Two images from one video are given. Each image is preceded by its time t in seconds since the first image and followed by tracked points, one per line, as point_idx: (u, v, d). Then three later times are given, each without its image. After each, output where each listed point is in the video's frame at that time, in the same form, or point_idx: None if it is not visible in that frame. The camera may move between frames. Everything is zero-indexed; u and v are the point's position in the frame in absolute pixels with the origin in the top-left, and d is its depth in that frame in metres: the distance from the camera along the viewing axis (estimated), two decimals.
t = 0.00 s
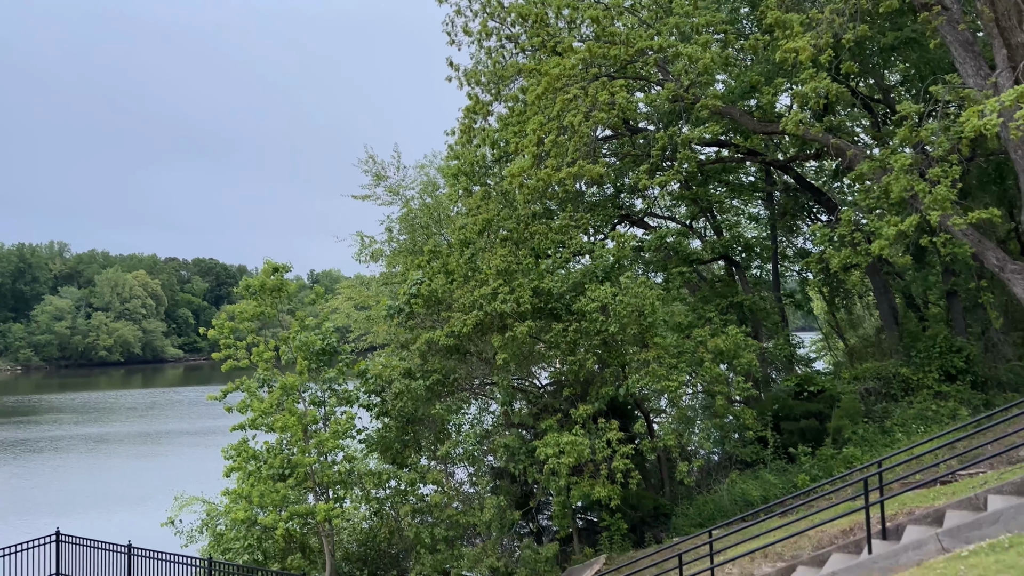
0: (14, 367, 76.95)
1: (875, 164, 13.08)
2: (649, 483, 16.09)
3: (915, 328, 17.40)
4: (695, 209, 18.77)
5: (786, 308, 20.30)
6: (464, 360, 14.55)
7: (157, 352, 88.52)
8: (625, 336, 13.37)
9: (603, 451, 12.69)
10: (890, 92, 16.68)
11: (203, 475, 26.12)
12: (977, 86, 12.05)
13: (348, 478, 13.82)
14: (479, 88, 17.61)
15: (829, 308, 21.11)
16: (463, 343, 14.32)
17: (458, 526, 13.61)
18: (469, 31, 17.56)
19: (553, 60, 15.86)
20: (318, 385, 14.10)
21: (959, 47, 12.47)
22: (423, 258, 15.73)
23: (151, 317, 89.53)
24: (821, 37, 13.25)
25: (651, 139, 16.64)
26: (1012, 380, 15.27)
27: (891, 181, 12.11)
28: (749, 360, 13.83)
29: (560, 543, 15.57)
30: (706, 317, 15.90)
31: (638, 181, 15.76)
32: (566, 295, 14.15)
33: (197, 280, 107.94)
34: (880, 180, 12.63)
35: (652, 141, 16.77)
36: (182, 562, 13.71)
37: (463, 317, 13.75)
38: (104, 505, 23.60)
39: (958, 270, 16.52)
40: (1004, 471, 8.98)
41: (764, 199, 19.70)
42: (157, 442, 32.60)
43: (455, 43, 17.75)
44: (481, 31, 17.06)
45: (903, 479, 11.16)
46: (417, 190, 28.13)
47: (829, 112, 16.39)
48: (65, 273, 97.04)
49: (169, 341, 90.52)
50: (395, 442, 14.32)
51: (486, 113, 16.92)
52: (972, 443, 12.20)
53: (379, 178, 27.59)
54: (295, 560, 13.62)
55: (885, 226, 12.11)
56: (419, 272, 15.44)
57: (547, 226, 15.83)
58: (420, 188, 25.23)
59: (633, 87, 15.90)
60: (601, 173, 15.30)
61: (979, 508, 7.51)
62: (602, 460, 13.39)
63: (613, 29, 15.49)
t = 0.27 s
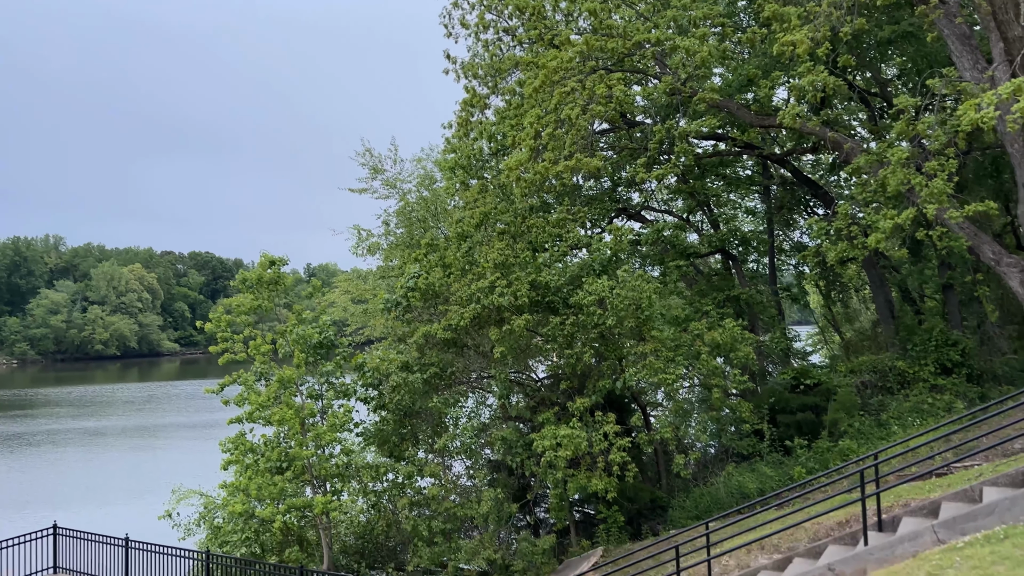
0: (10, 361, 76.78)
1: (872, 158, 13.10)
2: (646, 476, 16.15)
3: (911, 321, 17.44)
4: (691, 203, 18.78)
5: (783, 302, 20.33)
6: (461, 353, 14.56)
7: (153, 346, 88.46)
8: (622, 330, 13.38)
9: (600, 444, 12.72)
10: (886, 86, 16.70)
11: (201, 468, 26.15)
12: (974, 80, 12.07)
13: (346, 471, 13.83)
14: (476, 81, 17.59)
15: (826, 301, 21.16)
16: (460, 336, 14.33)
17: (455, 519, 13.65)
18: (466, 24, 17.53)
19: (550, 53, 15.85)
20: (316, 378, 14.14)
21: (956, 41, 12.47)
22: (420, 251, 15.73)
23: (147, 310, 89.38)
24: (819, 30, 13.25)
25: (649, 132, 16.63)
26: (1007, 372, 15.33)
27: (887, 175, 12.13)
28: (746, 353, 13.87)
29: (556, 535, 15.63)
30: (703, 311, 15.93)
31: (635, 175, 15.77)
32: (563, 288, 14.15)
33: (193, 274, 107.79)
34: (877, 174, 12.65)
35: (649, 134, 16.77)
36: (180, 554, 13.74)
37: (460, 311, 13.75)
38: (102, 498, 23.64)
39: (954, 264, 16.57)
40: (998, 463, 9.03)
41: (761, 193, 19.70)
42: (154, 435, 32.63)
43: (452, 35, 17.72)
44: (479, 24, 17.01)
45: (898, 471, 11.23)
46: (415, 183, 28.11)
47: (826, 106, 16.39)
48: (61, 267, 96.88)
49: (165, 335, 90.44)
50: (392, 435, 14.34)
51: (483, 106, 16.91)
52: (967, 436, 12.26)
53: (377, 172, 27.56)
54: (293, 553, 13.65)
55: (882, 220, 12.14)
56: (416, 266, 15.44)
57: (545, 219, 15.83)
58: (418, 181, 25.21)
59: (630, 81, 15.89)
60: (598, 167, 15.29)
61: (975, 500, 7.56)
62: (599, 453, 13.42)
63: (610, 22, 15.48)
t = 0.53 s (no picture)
0: (6, 356, 76.60)
1: (869, 153, 13.11)
2: (643, 470, 16.18)
3: (908, 316, 17.48)
4: (689, 198, 18.78)
5: (780, 297, 20.36)
6: (459, 348, 14.57)
7: (150, 341, 88.38)
8: (620, 324, 13.39)
9: (598, 438, 12.74)
10: (884, 81, 16.70)
11: (198, 463, 26.15)
12: (971, 75, 12.08)
13: (343, 465, 13.82)
14: (474, 75, 17.57)
15: (823, 296, 21.19)
16: (458, 331, 14.34)
17: (453, 513, 13.67)
18: (464, 18, 17.50)
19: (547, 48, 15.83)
20: (313, 372, 14.13)
21: (954, 36, 12.48)
22: (417, 246, 15.73)
23: (144, 305, 89.21)
24: (816, 25, 13.25)
25: (646, 127, 16.63)
26: (1003, 367, 15.37)
27: (885, 170, 12.15)
28: (743, 348, 13.89)
29: (554, 529, 15.70)
30: (700, 305, 15.94)
31: (633, 170, 15.77)
32: (560, 283, 14.15)
33: (190, 269, 107.66)
34: (874, 169, 12.66)
35: (646, 129, 16.77)
36: (178, 549, 13.75)
37: (458, 305, 13.75)
38: (99, 493, 23.64)
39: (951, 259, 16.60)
40: (995, 458, 9.05)
41: (758, 187, 19.71)
42: (151, 430, 32.61)
43: (450, 29, 17.70)
44: (476, 18, 16.98)
45: (894, 466, 11.28)
46: (412, 178, 28.09)
47: (824, 101, 16.40)
48: (57, 262, 96.71)
49: (162, 330, 90.35)
50: (390, 430, 14.35)
51: (480, 101, 16.89)
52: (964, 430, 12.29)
53: (374, 166, 27.53)
54: (291, 548, 13.69)
55: (879, 214, 12.15)
56: (413, 260, 15.43)
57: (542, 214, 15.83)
58: (415, 176, 25.19)
59: (628, 75, 15.88)
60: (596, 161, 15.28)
61: (971, 494, 7.58)
62: (596, 448, 13.44)
63: (608, 16, 15.46)
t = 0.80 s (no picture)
0: (4, 352, 76.46)
1: (868, 149, 13.12)
2: (642, 465, 16.21)
3: (906, 312, 17.50)
4: (688, 194, 18.79)
5: (779, 293, 20.37)
6: (458, 344, 14.58)
7: (149, 337, 88.31)
8: (619, 320, 13.40)
9: (597, 433, 12.75)
10: (883, 77, 16.70)
11: (198, 459, 26.16)
12: (970, 71, 12.09)
13: (343, 461, 13.81)
14: (473, 71, 17.55)
15: (821, 292, 21.22)
16: (457, 327, 14.35)
17: (452, 509, 13.69)
18: (463, 13, 17.48)
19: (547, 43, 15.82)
20: (313, 368, 14.13)
21: (953, 31, 12.48)
22: (416, 242, 15.73)
23: (142, 301, 89.09)
24: (816, 20, 13.25)
25: (645, 123, 16.63)
26: (1002, 363, 15.40)
27: (884, 166, 12.16)
28: (742, 343, 13.91)
29: (553, 525, 15.76)
30: (700, 301, 15.96)
31: (632, 165, 15.77)
32: (560, 279, 14.14)
33: (189, 265, 107.55)
34: (874, 165, 12.67)
35: (646, 125, 16.76)
36: (177, 544, 13.75)
37: (458, 301, 13.75)
38: (99, 489, 23.64)
39: (949, 255, 16.62)
40: (993, 453, 9.09)
41: (757, 183, 19.72)
42: (151, 426, 32.59)
43: (449, 25, 17.68)
44: (475, 13, 16.97)
45: (892, 461, 11.32)
46: (411, 173, 28.07)
47: (823, 97, 16.39)
48: (55, 258, 96.57)
49: (160, 326, 90.27)
50: (389, 426, 14.35)
51: (479, 96, 16.88)
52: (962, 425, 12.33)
53: (373, 162, 27.50)
54: (291, 543, 13.72)
55: (878, 210, 12.16)
56: (413, 256, 15.43)
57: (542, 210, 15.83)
58: (414, 172, 25.17)
59: (628, 71, 15.87)
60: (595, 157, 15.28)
61: (970, 488, 7.60)
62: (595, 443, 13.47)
63: (608, 11, 15.45)
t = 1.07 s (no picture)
0: (5, 351, 76.44)
1: (869, 147, 13.09)
2: (642, 464, 16.21)
3: (907, 310, 17.49)
4: (688, 193, 18.77)
5: (779, 291, 20.36)
6: (458, 342, 14.56)
7: (149, 336, 88.29)
8: (620, 318, 13.39)
9: (598, 431, 12.74)
10: (883, 76, 16.69)
11: (198, 458, 26.15)
12: (972, 68, 12.07)
13: (343, 459, 13.81)
14: (473, 69, 17.53)
15: (822, 291, 21.21)
16: (457, 325, 14.33)
17: (453, 507, 13.69)
18: (463, 11, 17.46)
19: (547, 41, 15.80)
20: (314, 367, 14.12)
21: (954, 29, 12.45)
22: (417, 240, 15.72)
23: (142, 300, 89.07)
24: (817, 18, 13.23)
25: (646, 121, 16.62)
26: (1002, 361, 15.40)
27: (885, 164, 12.14)
28: (743, 341, 13.91)
29: (554, 523, 15.76)
30: (700, 300, 15.95)
31: (633, 164, 15.76)
32: (560, 277, 14.13)
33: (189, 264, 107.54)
34: (874, 162, 12.65)
35: (646, 123, 16.75)
36: (178, 543, 13.74)
37: (458, 299, 13.74)
38: (99, 488, 23.63)
39: (950, 253, 16.61)
40: (994, 450, 9.09)
41: (757, 182, 19.71)
42: (151, 425, 32.57)
43: (449, 23, 17.66)
44: (476, 11, 16.95)
45: (893, 459, 11.33)
46: (411, 172, 28.05)
47: (824, 95, 16.38)
48: (55, 257, 96.53)
49: (161, 325, 90.26)
50: (390, 424, 14.35)
51: (479, 95, 16.86)
52: (963, 424, 12.33)
53: (373, 161, 27.47)
54: (292, 541, 13.72)
55: (879, 208, 12.15)
56: (413, 255, 15.43)
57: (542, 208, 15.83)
58: (414, 170, 25.14)
59: (628, 69, 15.85)
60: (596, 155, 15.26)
61: (971, 486, 7.60)
62: (596, 441, 13.46)
63: (608, 9, 15.43)
